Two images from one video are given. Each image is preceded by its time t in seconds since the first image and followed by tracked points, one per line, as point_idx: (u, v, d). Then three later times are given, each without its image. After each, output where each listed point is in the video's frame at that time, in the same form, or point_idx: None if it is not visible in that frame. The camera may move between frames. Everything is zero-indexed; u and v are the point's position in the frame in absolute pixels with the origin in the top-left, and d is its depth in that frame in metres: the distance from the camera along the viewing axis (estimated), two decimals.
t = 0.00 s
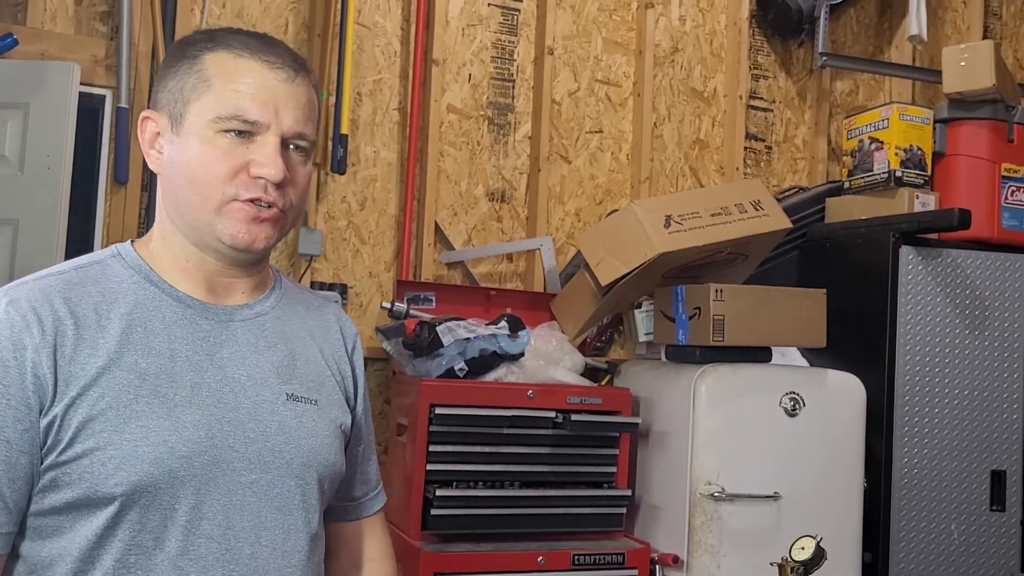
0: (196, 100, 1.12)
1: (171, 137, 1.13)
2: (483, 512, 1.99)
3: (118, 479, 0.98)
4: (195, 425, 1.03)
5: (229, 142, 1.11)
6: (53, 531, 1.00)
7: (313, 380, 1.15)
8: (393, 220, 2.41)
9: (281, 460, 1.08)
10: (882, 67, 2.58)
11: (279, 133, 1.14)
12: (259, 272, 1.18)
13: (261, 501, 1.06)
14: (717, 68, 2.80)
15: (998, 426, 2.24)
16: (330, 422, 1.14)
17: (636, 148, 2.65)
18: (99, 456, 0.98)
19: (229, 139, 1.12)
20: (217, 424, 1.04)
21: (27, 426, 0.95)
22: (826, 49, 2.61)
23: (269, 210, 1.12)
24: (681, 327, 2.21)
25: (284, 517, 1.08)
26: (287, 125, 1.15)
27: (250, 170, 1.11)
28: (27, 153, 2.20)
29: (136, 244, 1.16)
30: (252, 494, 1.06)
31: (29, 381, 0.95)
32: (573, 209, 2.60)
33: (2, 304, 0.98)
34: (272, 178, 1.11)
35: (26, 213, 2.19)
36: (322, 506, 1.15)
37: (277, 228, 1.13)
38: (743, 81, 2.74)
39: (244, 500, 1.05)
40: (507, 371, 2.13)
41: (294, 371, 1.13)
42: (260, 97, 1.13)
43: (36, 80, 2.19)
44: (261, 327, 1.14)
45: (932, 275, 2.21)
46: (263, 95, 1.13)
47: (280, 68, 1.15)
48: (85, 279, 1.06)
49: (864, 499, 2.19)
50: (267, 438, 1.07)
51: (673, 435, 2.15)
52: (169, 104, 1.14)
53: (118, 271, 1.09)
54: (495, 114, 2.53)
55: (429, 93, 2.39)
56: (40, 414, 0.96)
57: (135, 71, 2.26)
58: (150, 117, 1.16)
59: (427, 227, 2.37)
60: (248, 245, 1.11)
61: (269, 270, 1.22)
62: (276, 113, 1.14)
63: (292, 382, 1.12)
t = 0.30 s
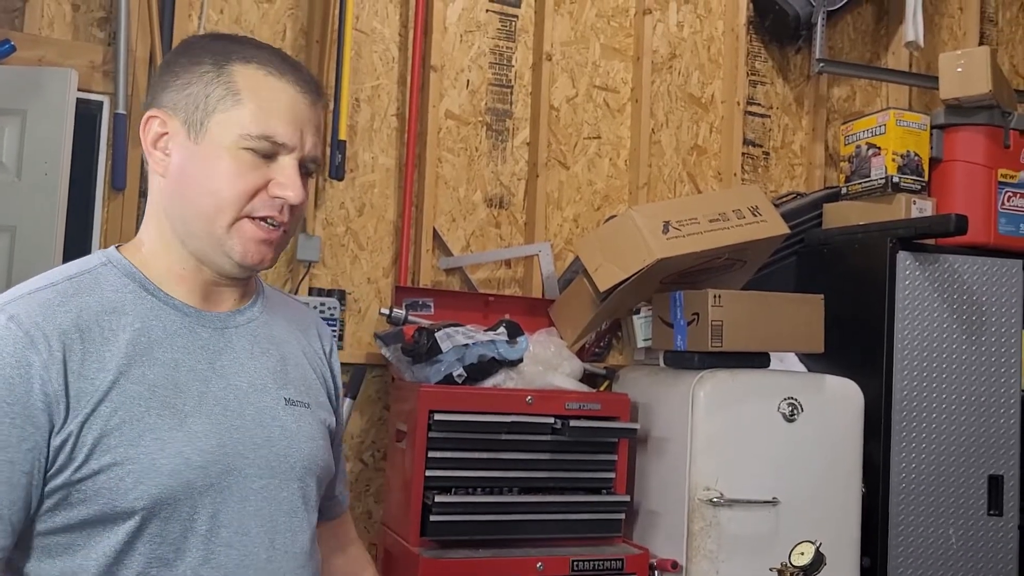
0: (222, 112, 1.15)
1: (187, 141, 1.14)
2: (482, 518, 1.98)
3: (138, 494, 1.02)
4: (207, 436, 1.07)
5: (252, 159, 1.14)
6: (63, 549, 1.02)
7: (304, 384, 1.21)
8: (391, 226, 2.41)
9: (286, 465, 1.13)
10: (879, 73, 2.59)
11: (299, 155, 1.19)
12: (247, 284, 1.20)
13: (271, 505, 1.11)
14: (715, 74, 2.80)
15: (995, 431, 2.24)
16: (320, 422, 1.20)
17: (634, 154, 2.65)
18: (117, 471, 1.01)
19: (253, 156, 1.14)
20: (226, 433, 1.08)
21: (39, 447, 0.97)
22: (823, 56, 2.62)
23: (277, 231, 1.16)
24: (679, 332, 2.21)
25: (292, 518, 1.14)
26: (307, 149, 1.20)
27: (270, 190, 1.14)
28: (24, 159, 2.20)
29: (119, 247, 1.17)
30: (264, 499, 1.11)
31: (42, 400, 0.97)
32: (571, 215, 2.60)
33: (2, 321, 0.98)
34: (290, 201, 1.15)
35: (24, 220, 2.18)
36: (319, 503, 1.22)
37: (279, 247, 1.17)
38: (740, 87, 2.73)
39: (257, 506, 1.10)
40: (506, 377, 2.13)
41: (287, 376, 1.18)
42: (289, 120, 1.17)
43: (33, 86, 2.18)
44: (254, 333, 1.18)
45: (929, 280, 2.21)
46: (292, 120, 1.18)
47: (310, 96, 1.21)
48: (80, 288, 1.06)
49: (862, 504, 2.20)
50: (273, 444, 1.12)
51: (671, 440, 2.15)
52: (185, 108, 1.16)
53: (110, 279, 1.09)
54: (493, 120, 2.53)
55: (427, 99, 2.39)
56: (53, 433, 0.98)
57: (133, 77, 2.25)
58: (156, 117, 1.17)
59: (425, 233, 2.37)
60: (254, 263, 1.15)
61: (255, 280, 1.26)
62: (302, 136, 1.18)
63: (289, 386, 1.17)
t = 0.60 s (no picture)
0: (235, 121, 1.16)
1: (203, 153, 1.15)
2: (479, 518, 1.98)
3: (159, 484, 1.01)
4: (220, 426, 1.07)
5: (271, 166, 1.17)
6: (79, 545, 1.01)
7: (300, 374, 1.21)
8: (388, 226, 2.41)
9: (292, 454, 1.12)
10: (877, 73, 2.59)
11: (309, 155, 1.22)
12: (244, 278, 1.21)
13: (281, 493, 1.11)
14: (713, 74, 2.80)
15: (991, 431, 2.25)
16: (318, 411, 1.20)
17: (631, 154, 2.64)
18: (137, 463, 1.01)
19: (271, 162, 1.17)
20: (238, 422, 1.08)
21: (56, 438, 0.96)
22: (821, 55, 2.61)
23: (297, 231, 1.21)
24: (676, 332, 2.21)
25: (301, 505, 1.13)
26: (316, 146, 1.23)
27: (291, 194, 1.18)
28: (19, 157, 2.19)
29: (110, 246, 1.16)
30: (276, 487, 1.10)
31: (58, 392, 0.96)
32: (569, 215, 2.59)
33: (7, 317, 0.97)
34: (310, 202, 1.19)
35: (19, 219, 2.17)
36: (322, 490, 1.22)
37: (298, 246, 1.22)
38: (738, 87, 2.73)
39: (269, 494, 1.10)
40: (503, 378, 2.13)
41: (285, 366, 1.18)
42: (301, 121, 1.20)
43: (28, 84, 2.17)
44: (251, 325, 1.18)
45: (926, 281, 2.21)
46: (302, 119, 1.20)
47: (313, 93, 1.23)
48: (80, 285, 1.05)
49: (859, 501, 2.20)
50: (282, 432, 1.12)
51: (668, 441, 2.15)
52: (196, 119, 1.16)
53: (109, 275, 1.08)
54: (490, 119, 2.52)
55: (424, 99, 2.38)
56: (68, 426, 0.97)
57: (128, 76, 2.24)
58: (162, 129, 1.17)
59: (422, 233, 2.36)
60: (279, 265, 1.19)
61: (247, 278, 1.26)
62: (312, 137, 1.21)
63: (289, 376, 1.17)
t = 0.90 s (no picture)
0: (232, 137, 1.16)
1: (201, 168, 1.15)
2: (479, 525, 1.98)
3: (183, 489, 1.03)
4: (239, 432, 1.09)
5: (267, 182, 1.16)
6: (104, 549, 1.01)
7: (310, 379, 1.25)
8: (389, 232, 2.42)
9: (304, 459, 1.18)
10: (877, 80, 2.59)
11: (308, 171, 1.21)
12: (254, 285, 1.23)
13: (293, 496, 1.15)
14: (713, 81, 2.81)
15: (994, 438, 2.23)
16: (328, 415, 1.25)
17: (631, 160, 2.65)
18: (162, 469, 1.03)
19: (268, 178, 1.16)
20: (255, 429, 1.12)
21: (99, 443, 0.97)
22: (820, 62, 2.62)
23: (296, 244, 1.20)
24: (677, 339, 2.21)
25: (310, 510, 1.18)
26: (315, 161, 1.22)
27: (287, 209, 1.17)
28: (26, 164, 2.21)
29: (123, 257, 1.17)
30: (287, 491, 1.15)
31: (94, 397, 0.98)
32: (569, 221, 2.60)
33: (40, 325, 0.98)
34: (307, 217, 1.18)
35: (26, 225, 2.20)
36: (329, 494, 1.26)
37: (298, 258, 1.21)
38: (738, 94, 2.73)
39: (281, 497, 1.14)
40: (503, 383, 2.12)
41: (296, 372, 1.22)
42: (297, 138, 1.19)
43: (36, 92, 2.20)
44: (262, 332, 1.22)
45: (927, 287, 2.21)
46: (299, 135, 1.20)
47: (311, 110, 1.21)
48: (102, 296, 1.07)
49: (861, 509, 2.18)
50: (291, 438, 1.16)
51: (668, 447, 2.15)
52: (194, 133, 1.16)
53: (128, 286, 1.11)
54: (490, 126, 2.54)
55: (425, 106, 2.40)
56: (105, 433, 0.99)
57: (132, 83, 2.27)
58: (162, 144, 1.17)
59: (422, 239, 2.37)
60: (280, 277, 1.19)
61: (257, 285, 1.27)
62: (309, 152, 1.20)
63: (299, 383, 1.21)
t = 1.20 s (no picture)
0: (233, 137, 1.14)
1: (204, 170, 1.15)
2: (478, 526, 1.98)
3: (182, 492, 1.03)
4: (242, 434, 1.08)
5: (270, 182, 1.14)
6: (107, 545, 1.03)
7: (325, 381, 1.23)
8: (389, 233, 2.41)
9: (313, 461, 1.15)
10: (877, 83, 2.60)
11: (314, 170, 1.18)
12: (267, 287, 1.22)
13: (300, 500, 1.13)
14: (714, 83, 2.81)
15: (992, 441, 2.25)
16: (342, 418, 1.22)
17: (632, 162, 2.65)
18: (161, 471, 1.02)
19: (271, 178, 1.14)
20: (260, 431, 1.10)
21: (94, 444, 0.98)
22: (821, 65, 2.62)
23: (304, 244, 1.18)
24: (676, 340, 2.21)
25: (318, 513, 1.16)
26: (322, 161, 1.19)
27: (292, 209, 1.15)
28: (23, 163, 2.20)
29: (142, 256, 1.19)
30: (294, 494, 1.12)
31: (90, 399, 0.98)
32: (570, 222, 2.60)
33: (44, 325, 1.00)
34: (312, 217, 1.15)
35: (23, 223, 2.18)
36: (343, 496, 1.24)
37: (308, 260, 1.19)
38: (738, 96, 2.74)
39: (289, 501, 1.12)
40: (503, 385, 2.12)
41: (309, 374, 1.20)
42: (300, 137, 1.17)
43: (33, 91, 2.19)
44: (275, 333, 1.20)
45: (927, 290, 2.22)
46: (302, 134, 1.17)
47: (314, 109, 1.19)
48: (111, 296, 1.09)
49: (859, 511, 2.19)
50: (300, 441, 1.14)
51: (668, 448, 2.15)
52: (196, 135, 1.16)
53: (137, 287, 1.12)
54: (491, 127, 2.53)
55: (426, 106, 2.39)
56: (104, 433, 1.00)
57: (132, 82, 2.26)
58: (168, 148, 1.17)
59: (423, 240, 2.37)
60: (288, 279, 1.17)
61: (274, 284, 1.27)
62: (315, 151, 1.18)
63: (311, 385, 1.19)
